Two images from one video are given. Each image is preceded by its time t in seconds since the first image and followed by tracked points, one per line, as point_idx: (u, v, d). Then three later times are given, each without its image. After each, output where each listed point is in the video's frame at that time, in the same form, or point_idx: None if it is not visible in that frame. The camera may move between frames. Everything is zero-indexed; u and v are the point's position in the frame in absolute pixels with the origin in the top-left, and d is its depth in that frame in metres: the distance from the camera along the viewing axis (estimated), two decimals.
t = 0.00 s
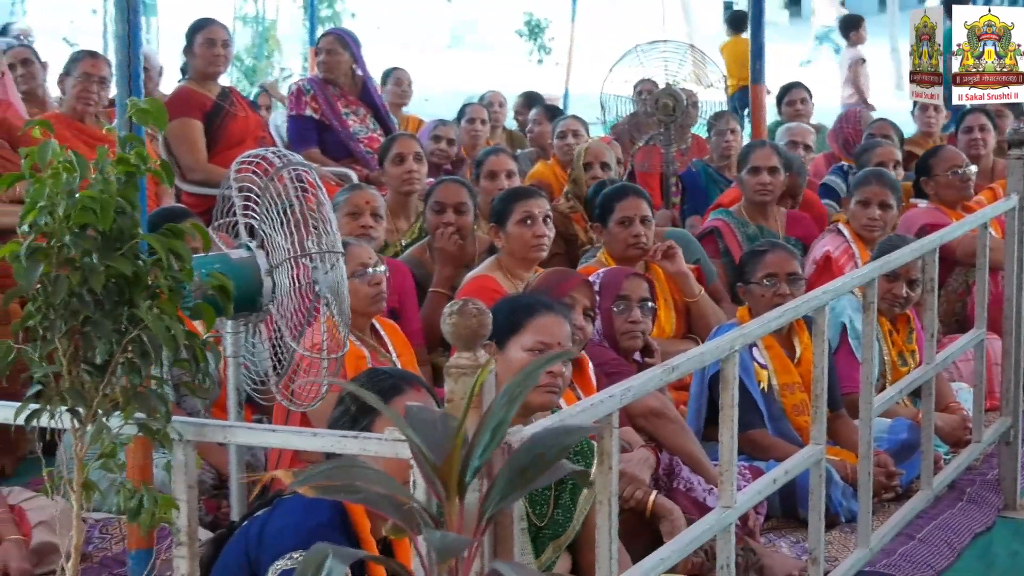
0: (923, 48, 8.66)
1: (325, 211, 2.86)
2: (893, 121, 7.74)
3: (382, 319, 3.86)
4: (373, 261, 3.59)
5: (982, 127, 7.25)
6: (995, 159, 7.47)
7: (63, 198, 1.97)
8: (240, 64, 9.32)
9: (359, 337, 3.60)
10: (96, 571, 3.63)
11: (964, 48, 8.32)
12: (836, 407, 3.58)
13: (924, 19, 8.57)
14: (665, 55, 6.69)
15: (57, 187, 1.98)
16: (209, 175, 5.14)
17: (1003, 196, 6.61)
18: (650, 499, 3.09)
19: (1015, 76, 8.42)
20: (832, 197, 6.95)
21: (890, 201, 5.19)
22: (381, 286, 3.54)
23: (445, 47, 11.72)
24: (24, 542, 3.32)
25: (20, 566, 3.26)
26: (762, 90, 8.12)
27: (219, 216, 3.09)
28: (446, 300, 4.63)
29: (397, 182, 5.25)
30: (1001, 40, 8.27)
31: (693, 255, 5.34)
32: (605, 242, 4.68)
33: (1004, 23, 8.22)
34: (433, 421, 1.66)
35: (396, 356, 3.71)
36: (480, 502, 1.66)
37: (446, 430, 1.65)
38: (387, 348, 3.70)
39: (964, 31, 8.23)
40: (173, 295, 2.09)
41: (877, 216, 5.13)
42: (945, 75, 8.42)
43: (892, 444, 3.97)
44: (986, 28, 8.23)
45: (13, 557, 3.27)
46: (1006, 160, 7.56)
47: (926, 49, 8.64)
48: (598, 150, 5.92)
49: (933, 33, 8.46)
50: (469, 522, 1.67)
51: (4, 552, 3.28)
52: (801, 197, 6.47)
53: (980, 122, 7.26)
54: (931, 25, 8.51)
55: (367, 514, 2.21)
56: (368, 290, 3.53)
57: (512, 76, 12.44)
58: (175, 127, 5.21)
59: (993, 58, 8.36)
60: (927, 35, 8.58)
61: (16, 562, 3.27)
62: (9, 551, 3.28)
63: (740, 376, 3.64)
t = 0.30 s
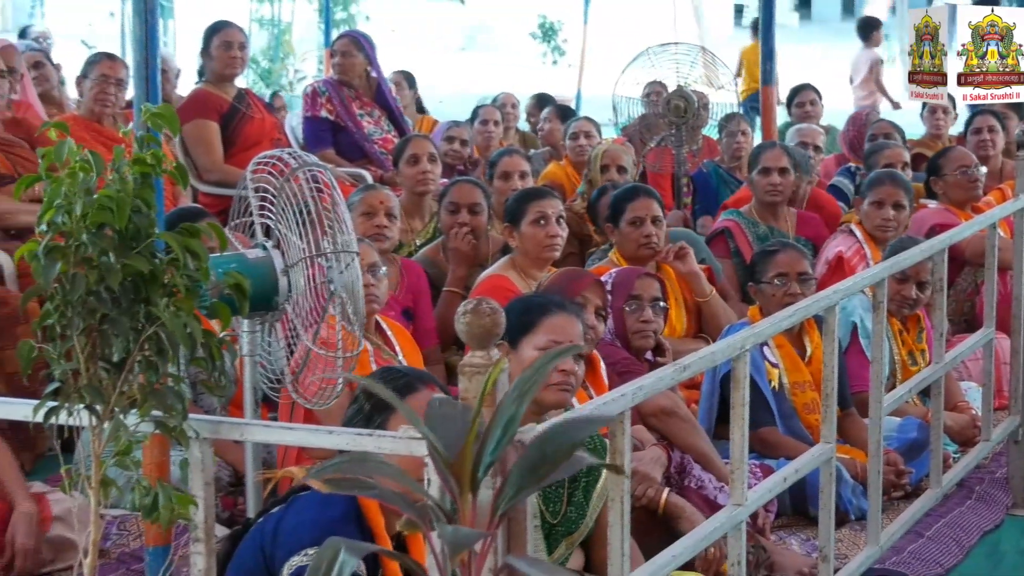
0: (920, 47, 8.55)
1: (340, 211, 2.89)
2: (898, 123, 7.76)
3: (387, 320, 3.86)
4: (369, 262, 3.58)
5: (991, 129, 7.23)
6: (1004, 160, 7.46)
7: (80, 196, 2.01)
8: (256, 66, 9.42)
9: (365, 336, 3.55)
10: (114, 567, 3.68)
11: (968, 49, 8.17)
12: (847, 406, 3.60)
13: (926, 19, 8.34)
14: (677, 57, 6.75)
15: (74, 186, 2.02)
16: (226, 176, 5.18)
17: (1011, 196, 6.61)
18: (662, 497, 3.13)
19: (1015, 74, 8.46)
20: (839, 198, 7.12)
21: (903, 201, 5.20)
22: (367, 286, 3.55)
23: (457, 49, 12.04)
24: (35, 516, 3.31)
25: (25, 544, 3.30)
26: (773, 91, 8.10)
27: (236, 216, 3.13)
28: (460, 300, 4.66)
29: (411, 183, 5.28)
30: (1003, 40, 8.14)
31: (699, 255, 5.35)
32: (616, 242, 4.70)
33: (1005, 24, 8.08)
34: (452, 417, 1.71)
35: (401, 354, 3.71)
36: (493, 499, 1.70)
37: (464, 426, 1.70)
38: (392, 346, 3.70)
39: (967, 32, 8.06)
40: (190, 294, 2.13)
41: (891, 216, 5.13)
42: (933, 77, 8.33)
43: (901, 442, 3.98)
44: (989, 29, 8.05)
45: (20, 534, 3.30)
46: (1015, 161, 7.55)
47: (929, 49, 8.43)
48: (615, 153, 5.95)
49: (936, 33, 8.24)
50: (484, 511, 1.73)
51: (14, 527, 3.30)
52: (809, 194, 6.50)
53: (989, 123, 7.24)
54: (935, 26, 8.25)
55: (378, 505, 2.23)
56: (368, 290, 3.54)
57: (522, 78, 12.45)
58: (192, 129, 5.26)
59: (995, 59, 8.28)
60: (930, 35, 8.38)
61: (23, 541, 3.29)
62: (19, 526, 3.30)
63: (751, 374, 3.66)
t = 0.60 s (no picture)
0: (920, 46, 7.93)
1: (368, 211, 2.93)
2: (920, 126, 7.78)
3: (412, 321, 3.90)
4: (397, 265, 3.62)
5: (1013, 131, 7.21)
6: None
7: (111, 196, 2.06)
8: (284, 69, 9.29)
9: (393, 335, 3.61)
10: (145, 563, 3.74)
11: (972, 48, 7.93)
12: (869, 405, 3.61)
13: (929, 18, 7.79)
14: (700, 59, 7.01)
15: (105, 186, 2.06)
16: (255, 177, 5.24)
17: None
18: (686, 496, 3.17)
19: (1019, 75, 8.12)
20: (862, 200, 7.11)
21: (925, 202, 5.21)
22: (396, 288, 3.59)
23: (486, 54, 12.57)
24: (59, 519, 3.38)
25: (47, 542, 3.35)
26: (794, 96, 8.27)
27: (265, 216, 3.19)
28: (486, 300, 4.70)
29: (438, 184, 5.33)
30: (1006, 39, 7.96)
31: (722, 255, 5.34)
32: (640, 243, 4.73)
33: (1009, 23, 7.90)
34: (479, 414, 1.73)
35: (426, 355, 3.75)
36: (522, 497, 1.74)
37: (493, 423, 1.73)
38: (417, 346, 3.74)
39: (973, 31, 7.87)
40: (218, 293, 2.18)
41: (913, 218, 5.14)
42: (934, 78, 7.86)
43: (923, 442, 3.99)
44: (992, 28, 7.89)
45: (43, 531, 3.35)
46: None
47: (931, 49, 7.86)
48: (640, 155, 5.98)
49: (941, 33, 7.69)
50: (512, 510, 1.75)
51: (38, 521, 3.36)
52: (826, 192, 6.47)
53: (1011, 126, 7.23)
54: (939, 25, 7.72)
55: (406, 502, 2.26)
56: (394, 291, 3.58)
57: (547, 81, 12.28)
58: (221, 131, 5.33)
59: (997, 59, 8.00)
60: (933, 35, 7.79)
61: (45, 537, 3.35)
62: (45, 520, 3.37)
63: (774, 374, 3.69)
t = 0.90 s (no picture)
0: (920, 46, 7.99)
1: (403, 211, 2.99)
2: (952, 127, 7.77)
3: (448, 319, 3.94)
4: (437, 263, 3.67)
5: None
6: None
7: (156, 197, 2.09)
8: (321, 70, 9.46)
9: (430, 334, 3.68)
10: (184, 557, 3.82)
11: (977, 48, 7.76)
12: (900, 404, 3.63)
13: (930, 17, 7.87)
14: (732, 62, 7.04)
15: (150, 186, 2.09)
16: (291, 178, 5.30)
17: None
18: (718, 494, 3.19)
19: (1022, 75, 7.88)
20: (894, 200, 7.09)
21: (955, 202, 5.20)
22: (435, 285, 3.65)
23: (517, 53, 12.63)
24: (100, 523, 3.48)
25: (90, 549, 3.45)
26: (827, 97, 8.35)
27: (302, 216, 3.24)
28: (520, 299, 4.74)
29: (472, 185, 5.37)
30: (1009, 40, 7.82)
31: (754, 255, 5.32)
32: (672, 243, 4.76)
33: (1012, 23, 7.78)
34: (508, 413, 1.77)
35: (463, 353, 3.80)
36: (551, 493, 1.78)
37: (519, 422, 1.76)
38: (455, 344, 3.78)
39: (978, 30, 7.74)
40: (259, 292, 2.20)
41: (943, 218, 5.13)
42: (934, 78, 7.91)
43: (954, 441, 4.01)
44: (996, 28, 7.77)
45: (86, 538, 3.45)
46: None
47: (932, 50, 7.92)
48: (671, 155, 6.00)
49: (944, 32, 7.77)
50: (540, 508, 1.81)
51: (79, 526, 3.45)
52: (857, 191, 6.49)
53: None
54: (942, 25, 7.83)
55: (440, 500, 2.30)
56: (435, 289, 3.64)
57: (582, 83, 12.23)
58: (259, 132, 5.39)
59: (1001, 59, 7.80)
60: (934, 35, 7.88)
61: (88, 541, 3.45)
62: (85, 526, 3.46)
63: (805, 373, 3.71)
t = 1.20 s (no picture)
0: (923, 46, 9.13)
1: (442, 212, 3.05)
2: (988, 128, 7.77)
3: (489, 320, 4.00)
4: (480, 265, 3.74)
5: None
6: None
7: (197, 199, 2.06)
8: (362, 73, 9.65)
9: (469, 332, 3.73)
10: (226, 554, 3.89)
11: (981, 48, 9.16)
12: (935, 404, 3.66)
13: (933, 19, 9.06)
14: (769, 65, 7.09)
15: (192, 188, 2.07)
16: (332, 180, 5.37)
17: None
18: (754, 493, 3.22)
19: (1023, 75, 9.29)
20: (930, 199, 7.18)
21: (989, 203, 5.20)
22: (477, 287, 3.70)
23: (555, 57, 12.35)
24: (143, 527, 3.50)
25: (131, 552, 3.46)
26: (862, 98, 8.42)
27: (343, 218, 3.28)
28: (557, 300, 4.78)
29: (511, 187, 5.41)
30: (1011, 40, 9.19)
31: (790, 257, 5.34)
32: (708, 245, 4.79)
33: (1013, 24, 9.12)
34: (547, 410, 1.83)
35: (503, 353, 3.85)
36: (589, 492, 1.82)
37: (560, 417, 1.82)
38: (494, 345, 3.83)
39: (981, 31, 9.12)
40: (300, 293, 2.17)
41: (978, 218, 5.14)
42: (938, 75, 9.08)
43: (988, 441, 4.05)
44: (999, 29, 9.12)
45: (127, 541, 3.47)
46: None
47: (935, 50, 9.10)
48: (705, 157, 6.04)
49: (947, 31, 8.98)
50: (580, 504, 1.86)
51: (123, 529, 3.49)
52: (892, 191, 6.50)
53: None
54: (945, 25, 9.01)
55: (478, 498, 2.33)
56: (476, 292, 3.70)
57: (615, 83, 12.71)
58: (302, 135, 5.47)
59: (1004, 59, 9.21)
60: (938, 35, 9.08)
61: (131, 545, 3.47)
62: (129, 529, 3.49)
63: (840, 373, 3.73)
